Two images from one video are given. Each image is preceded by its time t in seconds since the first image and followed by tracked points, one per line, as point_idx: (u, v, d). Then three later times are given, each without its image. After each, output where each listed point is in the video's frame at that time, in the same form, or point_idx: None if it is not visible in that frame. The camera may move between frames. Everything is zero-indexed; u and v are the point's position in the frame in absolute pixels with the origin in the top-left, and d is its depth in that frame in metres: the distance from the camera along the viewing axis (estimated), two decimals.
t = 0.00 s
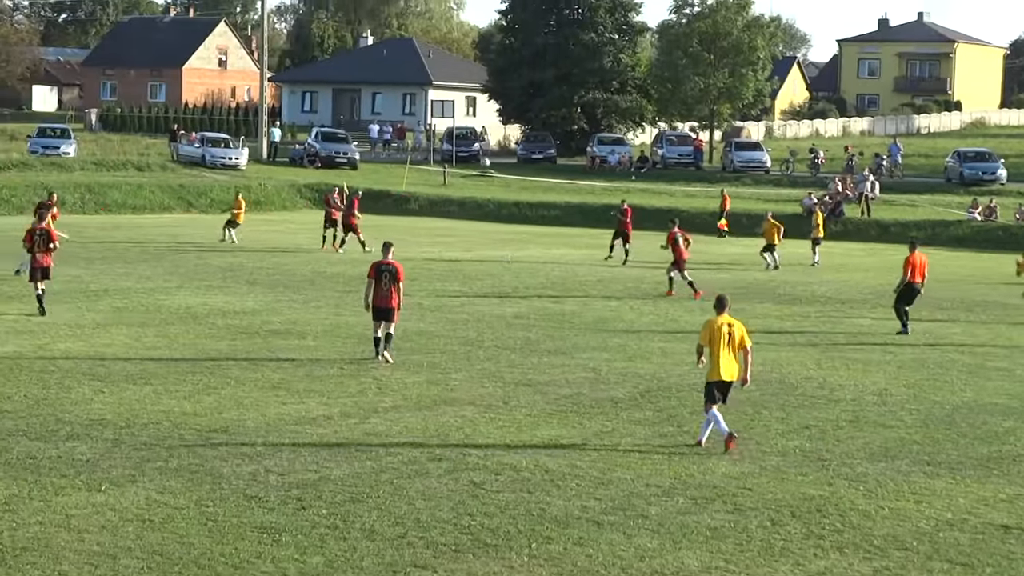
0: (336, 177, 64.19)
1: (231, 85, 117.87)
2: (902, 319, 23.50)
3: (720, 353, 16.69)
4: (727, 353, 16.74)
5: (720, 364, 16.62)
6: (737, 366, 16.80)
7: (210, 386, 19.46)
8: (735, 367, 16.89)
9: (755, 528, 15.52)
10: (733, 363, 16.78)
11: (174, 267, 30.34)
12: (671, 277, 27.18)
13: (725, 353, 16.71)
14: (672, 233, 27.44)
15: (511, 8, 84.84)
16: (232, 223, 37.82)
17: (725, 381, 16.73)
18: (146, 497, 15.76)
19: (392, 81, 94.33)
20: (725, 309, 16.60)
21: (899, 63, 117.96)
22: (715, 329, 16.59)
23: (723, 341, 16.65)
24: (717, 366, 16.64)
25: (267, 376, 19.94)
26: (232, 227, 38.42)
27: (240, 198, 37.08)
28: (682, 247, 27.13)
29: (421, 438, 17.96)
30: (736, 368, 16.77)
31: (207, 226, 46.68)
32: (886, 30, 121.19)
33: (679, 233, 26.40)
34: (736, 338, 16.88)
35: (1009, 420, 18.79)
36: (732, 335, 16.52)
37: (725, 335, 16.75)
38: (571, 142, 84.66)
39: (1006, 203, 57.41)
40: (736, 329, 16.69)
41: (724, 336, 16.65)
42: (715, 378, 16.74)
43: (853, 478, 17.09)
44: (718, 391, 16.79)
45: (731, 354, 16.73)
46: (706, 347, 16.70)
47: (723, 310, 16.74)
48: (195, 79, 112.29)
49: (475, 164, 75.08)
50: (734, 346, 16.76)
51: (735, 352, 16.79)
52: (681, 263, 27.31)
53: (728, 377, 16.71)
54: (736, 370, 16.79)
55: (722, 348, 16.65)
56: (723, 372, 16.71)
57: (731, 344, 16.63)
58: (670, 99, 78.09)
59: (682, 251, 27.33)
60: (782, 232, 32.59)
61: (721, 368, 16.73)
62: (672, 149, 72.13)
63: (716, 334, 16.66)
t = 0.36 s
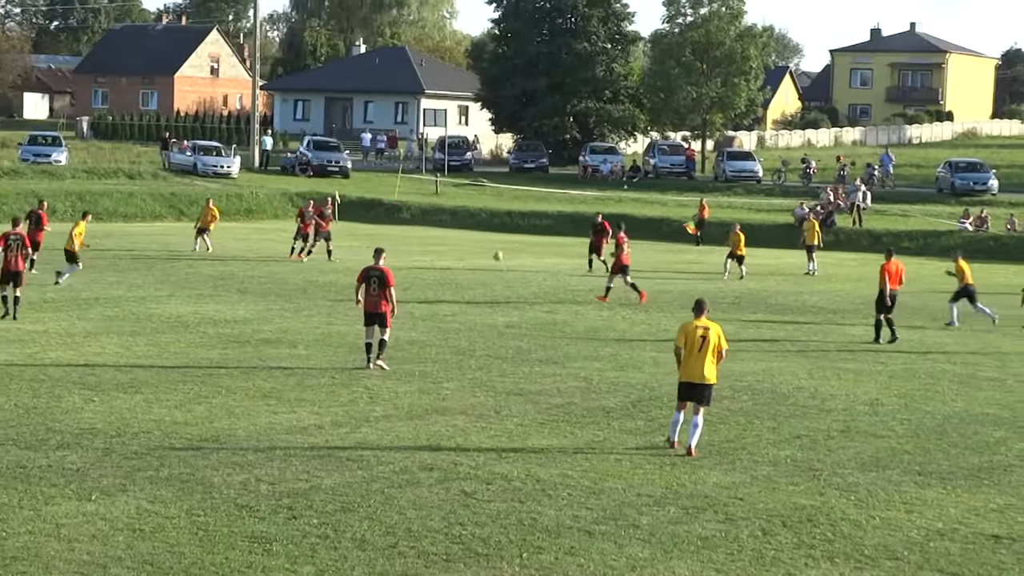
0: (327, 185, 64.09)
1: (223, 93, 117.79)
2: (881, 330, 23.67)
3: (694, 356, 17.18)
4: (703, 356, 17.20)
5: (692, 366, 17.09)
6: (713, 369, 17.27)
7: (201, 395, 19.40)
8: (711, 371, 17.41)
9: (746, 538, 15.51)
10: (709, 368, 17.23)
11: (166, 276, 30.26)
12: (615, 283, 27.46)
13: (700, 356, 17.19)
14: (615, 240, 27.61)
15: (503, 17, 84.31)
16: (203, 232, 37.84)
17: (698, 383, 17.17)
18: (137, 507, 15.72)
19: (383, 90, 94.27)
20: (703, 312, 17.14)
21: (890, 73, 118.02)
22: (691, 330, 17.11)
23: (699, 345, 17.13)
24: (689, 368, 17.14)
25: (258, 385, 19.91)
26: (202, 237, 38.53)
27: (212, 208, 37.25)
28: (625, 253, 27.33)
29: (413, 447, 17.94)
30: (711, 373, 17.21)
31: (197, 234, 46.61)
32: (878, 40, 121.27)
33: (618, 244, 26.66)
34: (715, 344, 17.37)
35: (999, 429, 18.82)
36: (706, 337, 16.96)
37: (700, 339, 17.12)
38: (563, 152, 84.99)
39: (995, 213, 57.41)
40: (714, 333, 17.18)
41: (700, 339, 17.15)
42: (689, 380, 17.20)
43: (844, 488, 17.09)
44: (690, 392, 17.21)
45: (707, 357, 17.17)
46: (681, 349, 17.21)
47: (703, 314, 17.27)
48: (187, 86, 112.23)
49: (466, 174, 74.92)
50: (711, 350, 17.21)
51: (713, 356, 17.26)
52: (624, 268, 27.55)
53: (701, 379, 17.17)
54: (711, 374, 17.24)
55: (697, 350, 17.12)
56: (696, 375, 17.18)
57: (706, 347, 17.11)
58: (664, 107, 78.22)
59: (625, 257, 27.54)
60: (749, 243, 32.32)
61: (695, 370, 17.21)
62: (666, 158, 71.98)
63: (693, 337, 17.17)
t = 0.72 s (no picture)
0: (297, 189, 63.98)
1: (192, 98, 117.39)
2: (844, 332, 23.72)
3: (655, 354, 17.35)
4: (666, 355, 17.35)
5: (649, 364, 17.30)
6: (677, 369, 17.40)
7: (168, 400, 19.38)
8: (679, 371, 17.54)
9: (715, 542, 15.51)
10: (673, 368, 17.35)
11: (135, 281, 30.19)
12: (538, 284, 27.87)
13: (661, 355, 17.34)
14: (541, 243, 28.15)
15: (473, 22, 84.50)
16: (174, 234, 37.89)
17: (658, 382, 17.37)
18: (104, 512, 15.70)
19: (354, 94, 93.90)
20: (665, 313, 17.29)
21: (859, 79, 117.92)
22: (652, 329, 17.30)
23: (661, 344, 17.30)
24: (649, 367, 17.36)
25: (226, 390, 19.88)
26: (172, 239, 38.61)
27: (180, 212, 37.27)
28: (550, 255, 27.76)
29: (381, 453, 17.94)
30: (672, 373, 17.33)
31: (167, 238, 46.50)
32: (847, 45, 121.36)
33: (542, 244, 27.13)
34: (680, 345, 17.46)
35: (967, 433, 18.90)
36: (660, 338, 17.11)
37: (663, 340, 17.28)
38: (532, 156, 84.75)
39: (964, 217, 57.61)
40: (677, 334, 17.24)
41: (660, 339, 17.30)
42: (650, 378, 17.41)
43: (811, 491, 17.13)
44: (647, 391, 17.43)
45: (667, 356, 17.30)
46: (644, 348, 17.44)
47: (669, 314, 17.40)
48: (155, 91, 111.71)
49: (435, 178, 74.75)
50: (672, 350, 17.34)
51: (675, 357, 17.37)
52: (547, 271, 28.04)
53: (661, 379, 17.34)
54: (674, 374, 17.35)
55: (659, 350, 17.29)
56: (657, 373, 17.37)
57: (666, 346, 17.25)
58: (632, 113, 78.07)
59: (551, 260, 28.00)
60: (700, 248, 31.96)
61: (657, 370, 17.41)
62: (633, 163, 71.72)
63: (654, 337, 17.35)
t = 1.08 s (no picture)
0: (259, 193, 63.68)
1: (154, 100, 117.56)
2: (806, 336, 23.89)
3: (636, 355, 17.48)
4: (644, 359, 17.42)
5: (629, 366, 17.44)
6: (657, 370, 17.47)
7: (130, 403, 19.33)
8: (662, 371, 17.60)
9: (678, 545, 15.42)
10: (654, 369, 17.45)
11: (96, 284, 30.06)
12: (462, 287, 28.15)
13: (641, 356, 17.44)
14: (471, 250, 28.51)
15: (435, 25, 83.98)
16: (146, 238, 37.82)
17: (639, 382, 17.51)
18: (65, 516, 15.64)
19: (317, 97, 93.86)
20: (648, 315, 17.28)
21: (822, 82, 118.25)
22: (634, 331, 17.38)
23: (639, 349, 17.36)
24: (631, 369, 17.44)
25: (188, 394, 19.84)
26: (145, 243, 38.55)
27: (153, 217, 37.16)
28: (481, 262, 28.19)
29: (343, 456, 17.91)
30: (650, 375, 17.42)
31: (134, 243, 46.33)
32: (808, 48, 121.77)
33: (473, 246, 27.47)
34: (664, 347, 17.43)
35: (929, 437, 18.93)
36: (636, 342, 17.20)
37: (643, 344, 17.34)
38: (495, 159, 85.57)
39: (927, 221, 57.75)
40: (656, 337, 17.23)
41: (641, 341, 17.36)
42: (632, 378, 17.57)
43: (774, 495, 17.08)
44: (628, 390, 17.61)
45: (646, 359, 17.39)
46: (629, 347, 17.54)
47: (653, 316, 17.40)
48: (117, 94, 111.71)
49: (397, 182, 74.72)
50: (652, 352, 17.37)
51: (656, 359, 17.42)
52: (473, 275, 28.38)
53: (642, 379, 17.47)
54: (654, 375, 17.42)
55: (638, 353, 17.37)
56: (638, 373, 17.51)
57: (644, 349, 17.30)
58: (594, 115, 78.19)
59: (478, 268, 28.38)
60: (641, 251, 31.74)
61: (640, 370, 17.52)
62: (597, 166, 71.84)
63: (636, 338, 17.42)
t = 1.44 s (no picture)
0: (226, 196, 63.40)
1: (121, 102, 117.58)
2: (775, 337, 23.92)
3: (623, 357, 17.23)
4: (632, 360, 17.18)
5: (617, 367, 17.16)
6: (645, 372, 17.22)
7: (98, 405, 19.31)
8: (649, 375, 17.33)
9: (645, 547, 15.38)
10: (641, 370, 17.18)
11: (61, 287, 30.00)
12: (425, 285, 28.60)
13: (629, 358, 17.20)
14: (427, 244, 28.73)
15: (402, 26, 84.09)
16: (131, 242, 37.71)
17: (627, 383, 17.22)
18: (33, 518, 15.61)
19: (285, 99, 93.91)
20: (633, 315, 17.16)
21: (789, 83, 118.01)
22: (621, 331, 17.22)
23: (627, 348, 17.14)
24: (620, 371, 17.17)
25: (156, 396, 19.83)
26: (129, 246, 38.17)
27: (139, 223, 37.02)
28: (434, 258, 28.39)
29: (311, 458, 17.90)
30: (638, 376, 17.15)
31: (111, 246, 46.20)
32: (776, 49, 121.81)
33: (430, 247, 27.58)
34: (650, 348, 17.32)
35: (897, 437, 18.97)
36: (624, 340, 16.98)
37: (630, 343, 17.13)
38: (463, 161, 85.07)
39: (894, 222, 57.88)
40: (643, 336, 17.07)
41: (628, 341, 17.17)
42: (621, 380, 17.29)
43: (743, 496, 17.07)
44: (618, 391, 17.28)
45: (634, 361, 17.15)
46: (615, 349, 17.32)
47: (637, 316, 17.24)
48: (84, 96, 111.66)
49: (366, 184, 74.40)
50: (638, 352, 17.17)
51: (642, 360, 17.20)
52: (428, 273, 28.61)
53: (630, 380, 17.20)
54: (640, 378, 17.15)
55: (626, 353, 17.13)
56: (625, 376, 17.23)
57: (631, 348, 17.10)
58: (563, 117, 78.36)
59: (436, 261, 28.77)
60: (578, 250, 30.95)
61: (626, 372, 17.27)
62: (564, 167, 71.71)
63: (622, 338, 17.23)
